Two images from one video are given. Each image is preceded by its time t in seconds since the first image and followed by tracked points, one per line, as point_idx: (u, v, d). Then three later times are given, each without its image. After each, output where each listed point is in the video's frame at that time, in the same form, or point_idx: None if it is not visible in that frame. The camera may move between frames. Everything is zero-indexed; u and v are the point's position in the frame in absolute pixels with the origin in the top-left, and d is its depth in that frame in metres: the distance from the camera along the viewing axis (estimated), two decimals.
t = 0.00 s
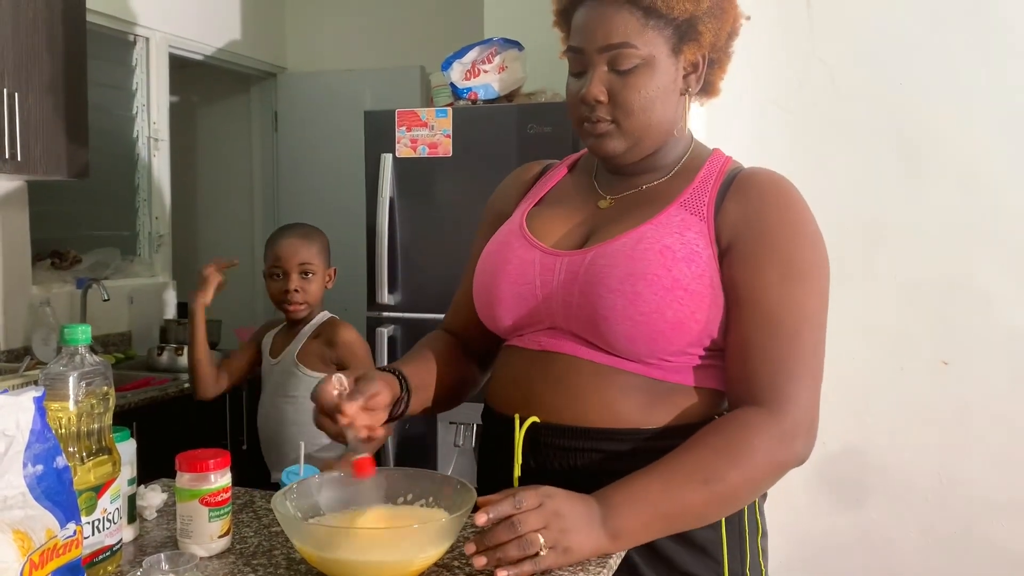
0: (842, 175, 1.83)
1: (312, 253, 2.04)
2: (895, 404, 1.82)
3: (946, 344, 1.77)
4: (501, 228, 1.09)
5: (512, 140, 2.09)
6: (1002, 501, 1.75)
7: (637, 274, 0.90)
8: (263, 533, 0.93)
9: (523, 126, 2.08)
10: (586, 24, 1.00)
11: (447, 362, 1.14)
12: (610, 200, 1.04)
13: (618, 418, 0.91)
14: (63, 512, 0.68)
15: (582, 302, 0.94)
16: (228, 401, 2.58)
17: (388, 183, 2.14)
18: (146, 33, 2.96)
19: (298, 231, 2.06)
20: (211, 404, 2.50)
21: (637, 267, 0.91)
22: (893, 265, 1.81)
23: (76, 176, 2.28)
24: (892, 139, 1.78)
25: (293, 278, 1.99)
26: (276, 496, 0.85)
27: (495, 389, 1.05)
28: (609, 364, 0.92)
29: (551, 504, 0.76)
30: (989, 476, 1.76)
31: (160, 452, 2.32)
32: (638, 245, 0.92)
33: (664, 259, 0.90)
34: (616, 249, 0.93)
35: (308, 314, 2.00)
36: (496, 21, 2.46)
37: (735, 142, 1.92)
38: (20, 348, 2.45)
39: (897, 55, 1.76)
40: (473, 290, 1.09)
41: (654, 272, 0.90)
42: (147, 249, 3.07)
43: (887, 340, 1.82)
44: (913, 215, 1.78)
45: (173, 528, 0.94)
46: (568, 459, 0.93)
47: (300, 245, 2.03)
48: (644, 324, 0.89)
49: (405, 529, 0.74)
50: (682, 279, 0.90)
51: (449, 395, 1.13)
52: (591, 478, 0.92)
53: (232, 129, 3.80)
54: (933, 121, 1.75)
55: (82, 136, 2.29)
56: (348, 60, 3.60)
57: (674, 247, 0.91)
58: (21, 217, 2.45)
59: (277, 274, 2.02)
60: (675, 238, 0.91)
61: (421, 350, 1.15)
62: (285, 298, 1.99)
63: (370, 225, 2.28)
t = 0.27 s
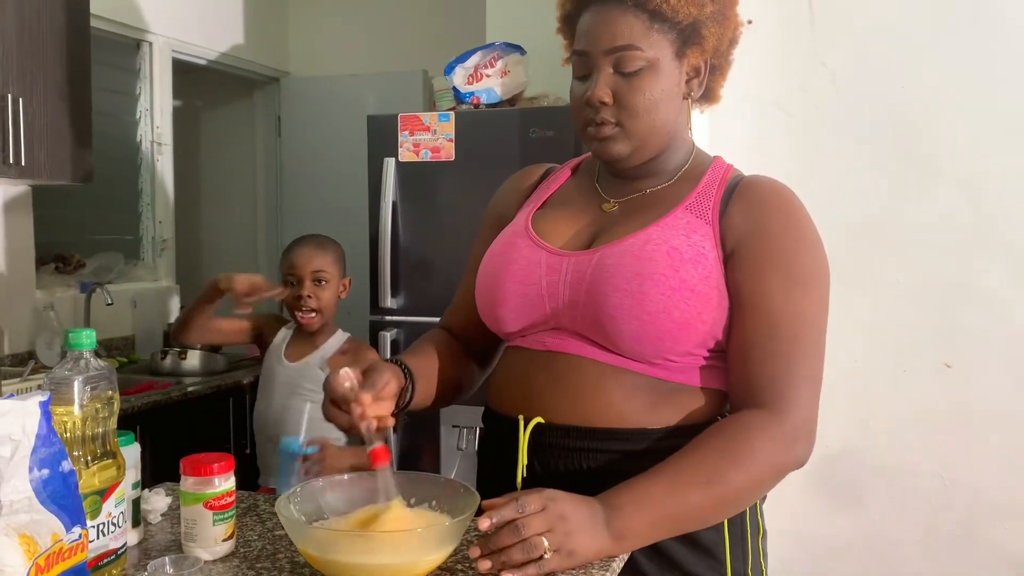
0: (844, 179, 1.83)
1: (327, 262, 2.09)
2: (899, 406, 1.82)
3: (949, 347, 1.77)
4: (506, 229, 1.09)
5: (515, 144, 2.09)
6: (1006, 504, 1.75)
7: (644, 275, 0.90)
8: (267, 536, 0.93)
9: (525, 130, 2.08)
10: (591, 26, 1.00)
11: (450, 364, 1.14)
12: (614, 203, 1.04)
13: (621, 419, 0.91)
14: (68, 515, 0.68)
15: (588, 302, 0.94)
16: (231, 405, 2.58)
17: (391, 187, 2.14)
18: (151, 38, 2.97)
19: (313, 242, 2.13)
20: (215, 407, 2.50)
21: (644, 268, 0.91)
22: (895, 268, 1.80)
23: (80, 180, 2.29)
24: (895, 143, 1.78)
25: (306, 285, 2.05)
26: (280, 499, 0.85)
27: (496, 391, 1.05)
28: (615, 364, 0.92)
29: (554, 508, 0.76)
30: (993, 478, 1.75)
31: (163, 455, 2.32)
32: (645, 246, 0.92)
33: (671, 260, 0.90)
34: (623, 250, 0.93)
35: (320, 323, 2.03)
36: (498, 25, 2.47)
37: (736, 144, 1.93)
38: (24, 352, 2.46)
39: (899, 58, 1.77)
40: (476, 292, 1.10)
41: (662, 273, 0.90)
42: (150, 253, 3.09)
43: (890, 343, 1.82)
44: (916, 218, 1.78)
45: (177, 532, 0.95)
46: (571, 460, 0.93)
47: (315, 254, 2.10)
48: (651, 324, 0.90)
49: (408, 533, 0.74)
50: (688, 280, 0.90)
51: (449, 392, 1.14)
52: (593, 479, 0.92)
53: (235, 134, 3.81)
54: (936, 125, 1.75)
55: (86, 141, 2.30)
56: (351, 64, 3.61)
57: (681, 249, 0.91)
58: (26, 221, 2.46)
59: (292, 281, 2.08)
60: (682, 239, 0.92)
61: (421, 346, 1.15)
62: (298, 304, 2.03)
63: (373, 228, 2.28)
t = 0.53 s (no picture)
0: (847, 181, 1.83)
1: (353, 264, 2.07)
2: (904, 409, 1.81)
3: (953, 349, 1.77)
4: (505, 229, 1.09)
5: (518, 146, 2.09)
6: (1010, 507, 1.74)
7: (640, 274, 0.90)
8: (269, 538, 0.93)
9: (528, 132, 2.08)
10: (597, 24, 1.00)
11: (449, 365, 1.14)
12: (613, 205, 1.04)
13: (619, 419, 0.91)
14: (72, 516, 0.68)
15: (585, 302, 0.94)
16: (234, 407, 2.58)
17: (394, 190, 2.14)
18: (155, 41, 2.97)
19: (337, 244, 2.10)
20: (218, 409, 2.50)
21: (641, 267, 0.91)
22: (899, 270, 1.80)
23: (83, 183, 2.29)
24: (899, 145, 1.78)
25: (332, 287, 2.02)
26: (283, 501, 0.84)
27: (494, 391, 1.05)
28: (612, 364, 0.92)
29: (561, 514, 0.74)
30: (998, 481, 1.75)
31: (166, 457, 2.32)
32: (642, 246, 0.92)
33: (668, 260, 0.90)
34: (620, 250, 0.93)
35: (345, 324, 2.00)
36: (501, 27, 2.47)
37: (740, 146, 1.92)
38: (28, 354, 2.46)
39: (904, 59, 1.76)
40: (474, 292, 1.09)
41: (658, 272, 0.90)
42: (154, 256, 3.08)
43: (894, 345, 1.81)
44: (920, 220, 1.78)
45: (180, 534, 0.94)
46: (570, 461, 0.92)
47: (340, 257, 2.07)
48: (647, 323, 0.89)
49: (411, 533, 0.74)
50: (685, 280, 0.90)
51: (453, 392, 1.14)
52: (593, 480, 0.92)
53: (239, 136, 3.82)
54: (941, 126, 1.74)
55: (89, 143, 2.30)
56: (355, 67, 3.62)
57: (678, 250, 0.91)
58: (30, 222, 2.47)
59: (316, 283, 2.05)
60: (679, 241, 0.92)
61: (423, 348, 1.15)
62: (326, 306, 2.00)
63: (376, 230, 2.28)
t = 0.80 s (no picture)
0: (850, 184, 1.82)
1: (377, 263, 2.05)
2: (906, 412, 1.81)
3: (957, 352, 1.76)
4: (504, 230, 1.09)
5: (521, 148, 2.09)
6: (1015, 511, 1.73)
7: (641, 273, 0.90)
8: (273, 539, 0.93)
9: (532, 134, 2.08)
10: (610, 19, 0.99)
11: (447, 367, 1.14)
12: (611, 206, 1.04)
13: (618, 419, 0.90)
14: (76, 518, 0.68)
15: (584, 301, 0.94)
16: (238, 409, 2.59)
17: (397, 192, 2.14)
18: (158, 43, 2.98)
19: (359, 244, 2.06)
20: (221, 411, 2.50)
21: (640, 266, 0.91)
22: (903, 272, 1.80)
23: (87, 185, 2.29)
24: (902, 147, 1.78)
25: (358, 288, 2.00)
26: (287, 502, 0.85)
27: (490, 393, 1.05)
28: (611, 364, 0.92)
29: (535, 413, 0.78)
30: (1002, 484, 1.74)
31: (170, 459, 2.32)
32: (642, 246, 0.92)
33: (667, 260, 0.90)
34: (620, 249, 0.93)
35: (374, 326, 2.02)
36: (505, 30, 2.48)
37: (743, 149, 1.92)
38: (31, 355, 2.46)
39: (907, 61, 1.76)
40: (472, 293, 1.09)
41: (658, 271, 0.90)
42: (157, 257, 3.08)
43: (897, 348, 1.81)
44: (924, 223, 1.77)
45: (184, 535, 0.95)
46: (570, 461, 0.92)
47: (364, 256, 2.04)
48: (647, 322, 0.89)
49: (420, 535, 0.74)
50: (684, 280, 0.89)
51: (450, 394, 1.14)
52: (594, 481, 0.92)
53: (242, 138, 3.82)
54: (945, 129, 1.74)
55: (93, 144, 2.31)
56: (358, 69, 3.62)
57: (678, 250, 0.91)
58: (34, 223, 2.47)
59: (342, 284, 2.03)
60: (678, 241, 0.92)
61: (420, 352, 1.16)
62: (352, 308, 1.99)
63: (379, 232, 2.28)
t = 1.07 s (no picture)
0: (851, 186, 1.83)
1: (378, 268, 2.11)
2: (909, 415, 1.80)
3: (960, 355, 1.76)
4: (502, 233, 1.08)
5: (523, 150, 2.09)
6: (1017, 514, 1.73)
7: (644, 275, 0.90)
8: (275, 542, 0.93)
9: (534, 137, 2.09)
10: (606, 25, 1.00)
11: (446, 371, 1.15)
12: (611, 209, 1.03)
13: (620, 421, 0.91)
14: (80, 521, 0.68)
15: (587, 303, 0.93)
16: (240, 411, 2.59)
17: (400, 195, 2.15)
18: (162, 46, 2.99)
19: (357, 249, 2.13)
20: (223, 413, 2.51)
21: (643, 268, 0.91)
22: (905, 276, 1.79)
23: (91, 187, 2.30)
24: (904, 150, 1.78)
25: (360, 296, 2.08)
26: (290, 506, 0.84)
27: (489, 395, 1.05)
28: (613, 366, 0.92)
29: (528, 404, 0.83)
30: (1004, 488, 1.73)
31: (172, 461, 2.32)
32: (645, 247, 0.92)
33: (669, 262, 0.90)
34: (622, 251, 0.93)
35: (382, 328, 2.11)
36: (507, 33, 2.48)
37: (745, 152, 1.92)
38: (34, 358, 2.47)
39: (909, 65, 1.76)
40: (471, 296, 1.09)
41: (661, 273, 0.90)
42: (160, 260, 3.09)
43: (899, 352, 1.80)
44: (927, 226, 1.77)
45: (186, 538, 0.95)
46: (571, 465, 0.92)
47: (362, 263, 2.11)
48: (651, 323, 0.89)
49: (422, 539, 0.74)
50: (687, 282, 0.89)
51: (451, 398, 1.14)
52: (595, 483, 0.91)
53: (246, 140, 3.83)
54: (947, 132, 1.74)
55: (96, 146, 2.32)
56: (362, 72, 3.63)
57: (679, 251, 0.91)
58: (38, 225, 2.48)
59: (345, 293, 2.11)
60: (680, 243, 0.92)
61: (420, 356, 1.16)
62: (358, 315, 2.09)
63: (381, 235, 2.28)
